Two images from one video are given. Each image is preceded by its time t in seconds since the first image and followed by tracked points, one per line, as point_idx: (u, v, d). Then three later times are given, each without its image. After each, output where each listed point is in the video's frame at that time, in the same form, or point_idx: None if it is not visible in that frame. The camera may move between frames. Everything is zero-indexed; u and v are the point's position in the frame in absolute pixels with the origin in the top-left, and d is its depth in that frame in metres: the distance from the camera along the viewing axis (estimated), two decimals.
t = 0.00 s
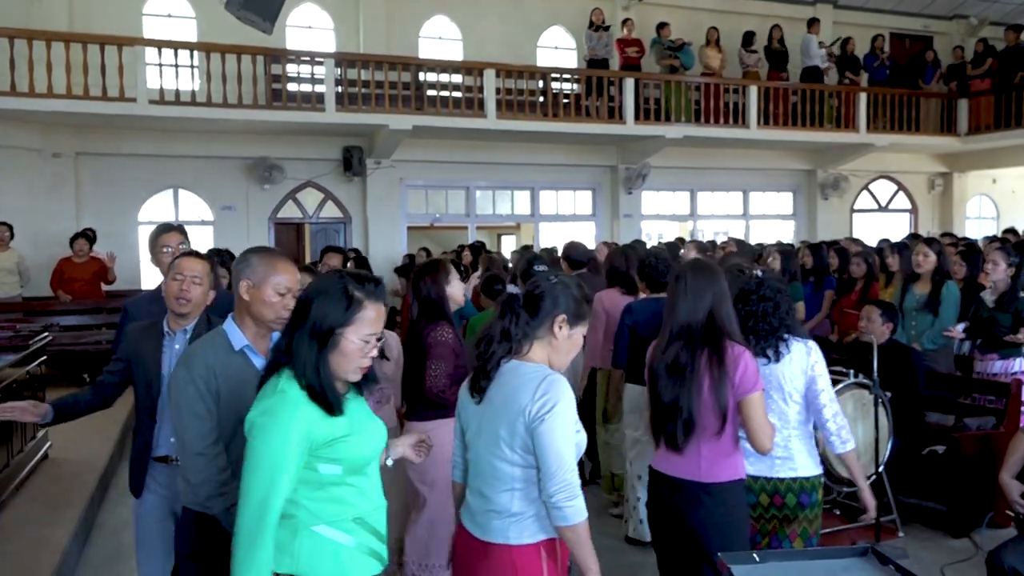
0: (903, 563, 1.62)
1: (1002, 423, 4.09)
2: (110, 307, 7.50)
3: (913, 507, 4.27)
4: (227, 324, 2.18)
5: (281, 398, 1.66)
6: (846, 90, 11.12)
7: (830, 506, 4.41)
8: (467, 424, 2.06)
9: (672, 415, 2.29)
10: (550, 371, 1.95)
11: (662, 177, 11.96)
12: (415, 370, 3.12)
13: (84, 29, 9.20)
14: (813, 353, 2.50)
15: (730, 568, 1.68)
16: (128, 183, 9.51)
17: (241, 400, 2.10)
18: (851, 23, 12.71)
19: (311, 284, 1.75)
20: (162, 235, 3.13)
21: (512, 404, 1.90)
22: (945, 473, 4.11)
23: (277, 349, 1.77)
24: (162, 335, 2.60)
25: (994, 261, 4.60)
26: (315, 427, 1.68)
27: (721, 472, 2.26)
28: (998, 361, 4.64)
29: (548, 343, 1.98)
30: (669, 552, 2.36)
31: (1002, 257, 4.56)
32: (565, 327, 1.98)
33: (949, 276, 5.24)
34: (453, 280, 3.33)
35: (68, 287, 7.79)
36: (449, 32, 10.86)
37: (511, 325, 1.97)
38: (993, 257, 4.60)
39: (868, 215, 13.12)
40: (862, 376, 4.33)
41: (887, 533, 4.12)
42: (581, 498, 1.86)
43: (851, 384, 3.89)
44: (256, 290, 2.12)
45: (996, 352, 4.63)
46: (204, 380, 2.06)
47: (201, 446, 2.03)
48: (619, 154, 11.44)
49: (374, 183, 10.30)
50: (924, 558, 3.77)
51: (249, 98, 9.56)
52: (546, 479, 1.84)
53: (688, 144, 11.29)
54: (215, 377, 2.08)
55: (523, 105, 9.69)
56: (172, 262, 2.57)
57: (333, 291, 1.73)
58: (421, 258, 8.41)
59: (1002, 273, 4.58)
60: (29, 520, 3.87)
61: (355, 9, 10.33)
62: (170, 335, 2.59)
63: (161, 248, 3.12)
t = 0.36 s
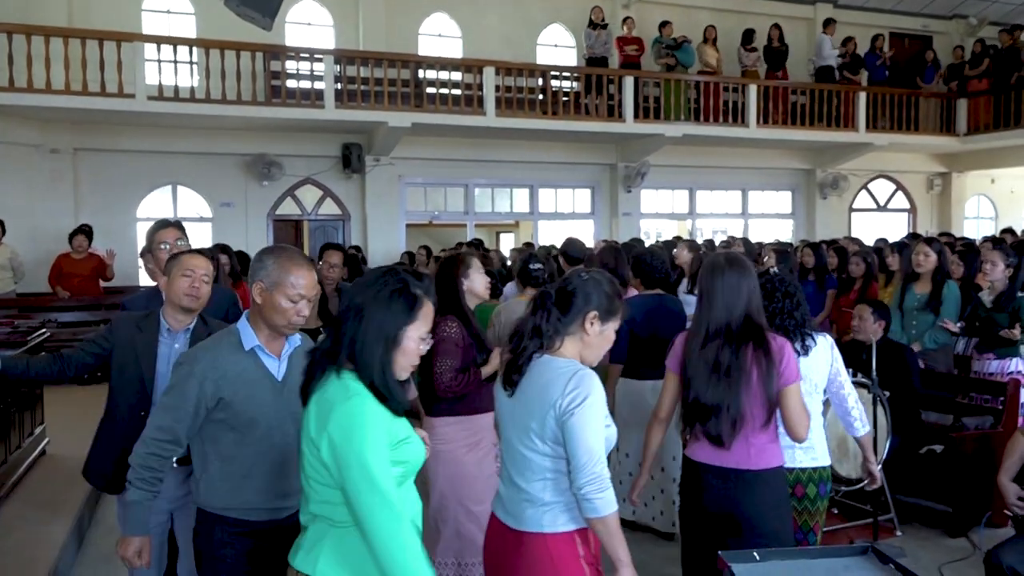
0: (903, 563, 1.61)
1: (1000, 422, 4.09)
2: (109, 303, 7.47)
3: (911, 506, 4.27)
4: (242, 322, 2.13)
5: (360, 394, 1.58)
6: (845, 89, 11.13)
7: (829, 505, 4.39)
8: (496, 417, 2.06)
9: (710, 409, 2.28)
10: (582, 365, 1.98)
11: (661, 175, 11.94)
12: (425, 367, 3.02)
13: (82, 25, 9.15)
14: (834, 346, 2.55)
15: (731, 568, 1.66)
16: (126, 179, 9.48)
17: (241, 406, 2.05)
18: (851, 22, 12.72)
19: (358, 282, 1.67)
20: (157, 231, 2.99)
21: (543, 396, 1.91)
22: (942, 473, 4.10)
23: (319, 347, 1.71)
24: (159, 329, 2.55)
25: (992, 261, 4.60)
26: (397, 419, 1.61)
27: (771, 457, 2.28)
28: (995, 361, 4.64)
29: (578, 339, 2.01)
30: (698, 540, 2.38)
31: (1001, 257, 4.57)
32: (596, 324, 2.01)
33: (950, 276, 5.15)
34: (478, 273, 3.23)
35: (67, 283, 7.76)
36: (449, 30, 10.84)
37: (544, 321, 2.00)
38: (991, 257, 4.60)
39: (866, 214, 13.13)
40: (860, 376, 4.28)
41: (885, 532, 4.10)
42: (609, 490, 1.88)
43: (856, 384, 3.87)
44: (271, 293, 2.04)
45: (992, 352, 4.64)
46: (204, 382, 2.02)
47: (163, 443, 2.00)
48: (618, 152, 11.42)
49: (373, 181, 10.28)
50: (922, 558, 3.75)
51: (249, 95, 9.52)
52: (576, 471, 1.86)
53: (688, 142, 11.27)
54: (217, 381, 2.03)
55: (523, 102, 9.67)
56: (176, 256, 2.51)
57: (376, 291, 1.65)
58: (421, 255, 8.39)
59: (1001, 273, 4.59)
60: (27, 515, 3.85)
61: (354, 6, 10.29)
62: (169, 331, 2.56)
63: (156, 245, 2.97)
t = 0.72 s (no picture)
0: (901, 560, 1.62)
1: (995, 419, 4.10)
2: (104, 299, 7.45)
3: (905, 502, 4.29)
4: (237, 327, 2.09)
5: (420, 383, 1.59)
6: (841, 87, 11.15)
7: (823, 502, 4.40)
8: (546, 416, 2.14)
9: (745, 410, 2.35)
10: (632, 363, 2.03)
11: (656, 172, 11.94)
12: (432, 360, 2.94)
13: (77, 20, 9.12)
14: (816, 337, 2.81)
15: (728, 563, 1.67)
16: (121, 176, 9.45)
17: (239, 418, 2.02)
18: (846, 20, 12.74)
19: (406, 284, 1.66)
20: (138, 229, 2.94)
21: (596, 396, 1.98)
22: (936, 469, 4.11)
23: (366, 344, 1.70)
24: (172, 329, 2.51)
25: (987, 259, 4.62)
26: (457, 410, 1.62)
27: (797, 451, 2.41)
28: (988, 358, 4.65)
29: (623, 335, 2.05)
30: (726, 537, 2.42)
31: (995, 255, 4.59)
32: (639, 319, 2.05)
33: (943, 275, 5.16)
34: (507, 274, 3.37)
35: (61, 279, 7.73)
36: (445, 26, 10.82)
37: (593, 318, 2.04)
38: (985, 255, 4.63)
39: (861, 212, 13.17)
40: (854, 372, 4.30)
41: (879, 528, 4.11)
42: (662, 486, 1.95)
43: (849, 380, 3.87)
44: (271, 300, 1.99)
45: (986, 348, 4.65)
46: (205, 396, 1.99)
47: (176, 466, 1.96)
48: (614, 149, 11.42)
49: (369, 177, 10.27)
50: (917, 554, 3.76)
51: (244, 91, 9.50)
52: (630, 469, 1.93)
53: (684, 139, 11.28)
54: (213, 393, 1.99)
55: (520, 99, 9.66)
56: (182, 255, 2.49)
57: (425, 288, 1.64)
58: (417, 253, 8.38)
59: (995, 271, 4.61)
60: (22, 512, 3.85)
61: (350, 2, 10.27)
62: (183, 330, 2.53)
63: (138, 242, 2.92)
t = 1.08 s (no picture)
0: (888, 556, 1.62)
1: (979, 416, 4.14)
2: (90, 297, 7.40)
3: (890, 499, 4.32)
4: (265, 323, 2.05)
5: (462, 375, 1.75)
6: (829, 86, 11.21)
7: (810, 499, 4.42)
8: (571, 410, 2.23)
9: (727, 400, 2.48)
10: (659, 356, 2.15)
11: (646, 171, 11.95)
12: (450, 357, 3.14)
13: (64, 15, 9.05)
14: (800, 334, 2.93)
15: (715, 561, 1.68)
16: (108, 172, 9.39)
17: (267, 415, 1.99)
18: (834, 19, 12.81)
19: (444, 281, 1.82)
20: (125, 224, 2.90)
21: (627, 389, 2.08)
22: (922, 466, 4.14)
23: (406, 339, 1.86)
24: (177, 326, 2.49)
25: (972, 257, 4.65)
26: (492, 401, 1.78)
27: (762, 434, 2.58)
28: (972, 356, 4.68)
29: (649, 330, 2.16)
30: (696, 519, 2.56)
31: (981, 254, 4.62)
32: (665, 314, 2.16)
33: (927, 272, 5.22)
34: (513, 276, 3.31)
35: (47, 277, 7.67)
36: (434, 24, 10.81)
37: (620, 313, 2.15)
38: (971, 254, 4.65)
39: (849, 211, 13.24)
40: (842, 370, 4.31)
41: (866, 525, 4.14)
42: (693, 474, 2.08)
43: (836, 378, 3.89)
44: (308, 300, 1.94)
45: (972, 346, 4.66)
46: (238, 387, 1.94)
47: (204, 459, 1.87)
48: (603, 147, 11.43)
49: (358, 175, 10.25)
50: (903, 551, 3.78)
51: (232, 88, 9.46)
52: (663, 459, 2.05)
53: (673, 138, 11.29)
54: (245, 386, 1.95)
55: (509, 97, 9.65)
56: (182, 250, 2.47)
57: (464, 282, 1.80)
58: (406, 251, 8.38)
59: (980, 270, 4.65)
60: (8, 511, 3.82)
61: None
62: (187, 328, 2.51)
63: (125, 237, 2.89)
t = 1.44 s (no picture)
0: (874, 553, 1.64)
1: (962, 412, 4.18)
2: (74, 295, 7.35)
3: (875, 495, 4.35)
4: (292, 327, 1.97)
5: (525, 375, 1.78)
6: (814, 85, 11.27)
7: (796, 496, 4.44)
8: (588, 407, 2.26)
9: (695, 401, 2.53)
10: (670, 351, 2.17)
11: (633, 169, 11.97)
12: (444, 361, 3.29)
13: (47, 12, 8.97)
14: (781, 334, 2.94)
15: (703, 559, 1.68)
16: (92, 170, 9.32)
17: (299, 423, 1.92)
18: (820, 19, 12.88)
19: (484, 282, 1.84)
20: (117, 223, 2.86)
21: (638, 384, 2.11)
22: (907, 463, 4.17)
23: (457, 339, 1.85)
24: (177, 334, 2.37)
25: (955, 256, 4.67)
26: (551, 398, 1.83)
27: (733, 433, 2.61)
28: (957, 353, 4.69)
29: (658, 326, 2.17)
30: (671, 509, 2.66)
31: (963, 253, 4.64)
32: (671, 309, 2.17)
33: (910, 270, 5.27)
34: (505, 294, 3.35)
35: (31, 275, 7.60)
36: (421, 21, 10.78)
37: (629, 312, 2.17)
38: (955, 253, 4.66)
39: (834, 209, 13.32)
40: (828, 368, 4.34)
41: (851, 521, 4.16)
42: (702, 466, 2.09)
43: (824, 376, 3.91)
44: (340, 306, 1.89)
45: (956, 343, 4.68)
46: (268, 395, 1.88)
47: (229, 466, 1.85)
48: (591, 146, 11.44)
49: (345, 173, 10.22)
50: (888, 547, 3.81)
51: (219, 85, 9.41)
52: (673, 450, 2.06)
53: (660, 136, 11.32)
54: (273, 395, 1.88)
55: (497, 95, 9.65)
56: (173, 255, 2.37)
57: (517, 280, 1.82)
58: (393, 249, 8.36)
59: (963, 268, 4.67)
60: None
61: None
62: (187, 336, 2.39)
63: (116, 238, 2.84)
